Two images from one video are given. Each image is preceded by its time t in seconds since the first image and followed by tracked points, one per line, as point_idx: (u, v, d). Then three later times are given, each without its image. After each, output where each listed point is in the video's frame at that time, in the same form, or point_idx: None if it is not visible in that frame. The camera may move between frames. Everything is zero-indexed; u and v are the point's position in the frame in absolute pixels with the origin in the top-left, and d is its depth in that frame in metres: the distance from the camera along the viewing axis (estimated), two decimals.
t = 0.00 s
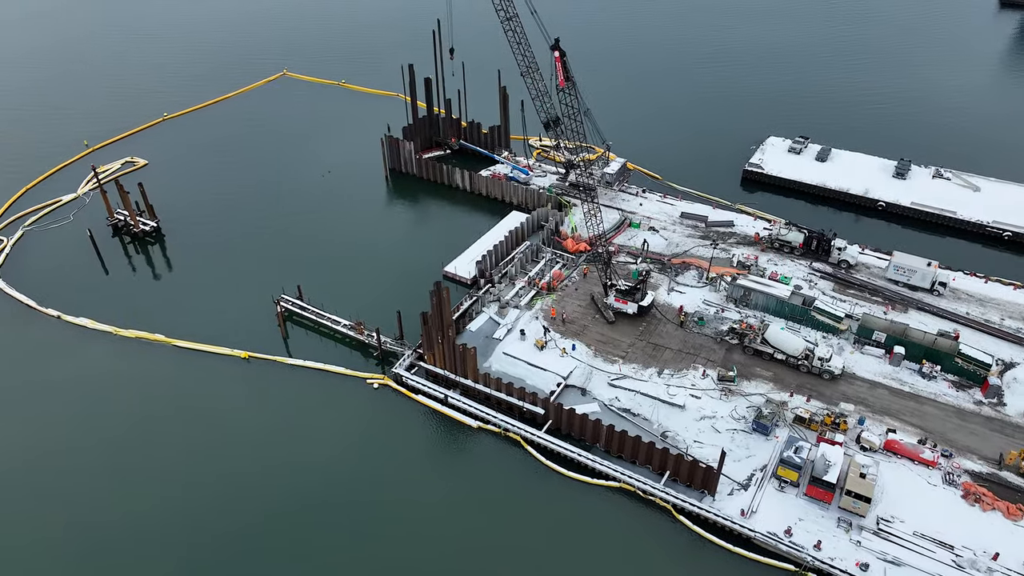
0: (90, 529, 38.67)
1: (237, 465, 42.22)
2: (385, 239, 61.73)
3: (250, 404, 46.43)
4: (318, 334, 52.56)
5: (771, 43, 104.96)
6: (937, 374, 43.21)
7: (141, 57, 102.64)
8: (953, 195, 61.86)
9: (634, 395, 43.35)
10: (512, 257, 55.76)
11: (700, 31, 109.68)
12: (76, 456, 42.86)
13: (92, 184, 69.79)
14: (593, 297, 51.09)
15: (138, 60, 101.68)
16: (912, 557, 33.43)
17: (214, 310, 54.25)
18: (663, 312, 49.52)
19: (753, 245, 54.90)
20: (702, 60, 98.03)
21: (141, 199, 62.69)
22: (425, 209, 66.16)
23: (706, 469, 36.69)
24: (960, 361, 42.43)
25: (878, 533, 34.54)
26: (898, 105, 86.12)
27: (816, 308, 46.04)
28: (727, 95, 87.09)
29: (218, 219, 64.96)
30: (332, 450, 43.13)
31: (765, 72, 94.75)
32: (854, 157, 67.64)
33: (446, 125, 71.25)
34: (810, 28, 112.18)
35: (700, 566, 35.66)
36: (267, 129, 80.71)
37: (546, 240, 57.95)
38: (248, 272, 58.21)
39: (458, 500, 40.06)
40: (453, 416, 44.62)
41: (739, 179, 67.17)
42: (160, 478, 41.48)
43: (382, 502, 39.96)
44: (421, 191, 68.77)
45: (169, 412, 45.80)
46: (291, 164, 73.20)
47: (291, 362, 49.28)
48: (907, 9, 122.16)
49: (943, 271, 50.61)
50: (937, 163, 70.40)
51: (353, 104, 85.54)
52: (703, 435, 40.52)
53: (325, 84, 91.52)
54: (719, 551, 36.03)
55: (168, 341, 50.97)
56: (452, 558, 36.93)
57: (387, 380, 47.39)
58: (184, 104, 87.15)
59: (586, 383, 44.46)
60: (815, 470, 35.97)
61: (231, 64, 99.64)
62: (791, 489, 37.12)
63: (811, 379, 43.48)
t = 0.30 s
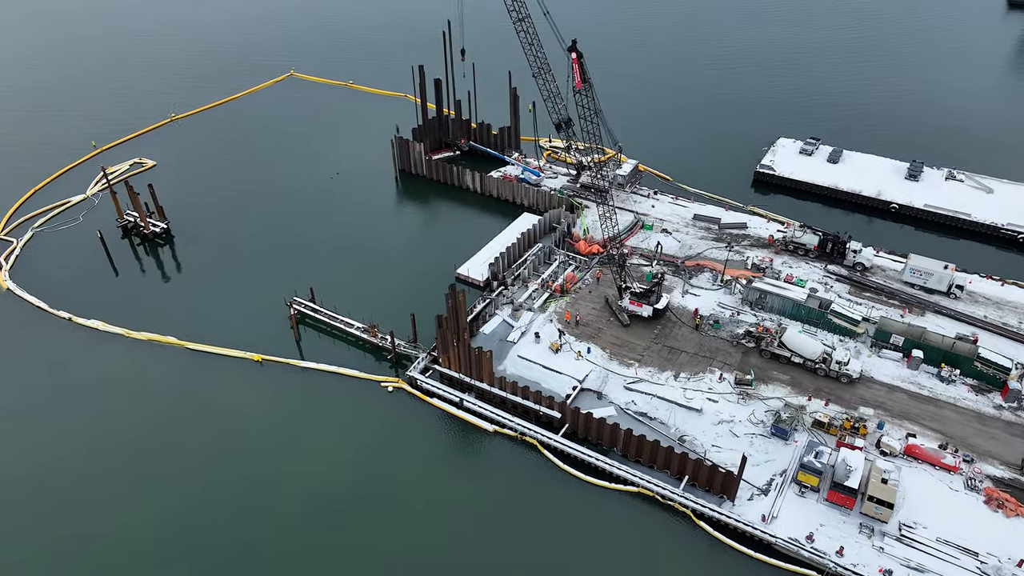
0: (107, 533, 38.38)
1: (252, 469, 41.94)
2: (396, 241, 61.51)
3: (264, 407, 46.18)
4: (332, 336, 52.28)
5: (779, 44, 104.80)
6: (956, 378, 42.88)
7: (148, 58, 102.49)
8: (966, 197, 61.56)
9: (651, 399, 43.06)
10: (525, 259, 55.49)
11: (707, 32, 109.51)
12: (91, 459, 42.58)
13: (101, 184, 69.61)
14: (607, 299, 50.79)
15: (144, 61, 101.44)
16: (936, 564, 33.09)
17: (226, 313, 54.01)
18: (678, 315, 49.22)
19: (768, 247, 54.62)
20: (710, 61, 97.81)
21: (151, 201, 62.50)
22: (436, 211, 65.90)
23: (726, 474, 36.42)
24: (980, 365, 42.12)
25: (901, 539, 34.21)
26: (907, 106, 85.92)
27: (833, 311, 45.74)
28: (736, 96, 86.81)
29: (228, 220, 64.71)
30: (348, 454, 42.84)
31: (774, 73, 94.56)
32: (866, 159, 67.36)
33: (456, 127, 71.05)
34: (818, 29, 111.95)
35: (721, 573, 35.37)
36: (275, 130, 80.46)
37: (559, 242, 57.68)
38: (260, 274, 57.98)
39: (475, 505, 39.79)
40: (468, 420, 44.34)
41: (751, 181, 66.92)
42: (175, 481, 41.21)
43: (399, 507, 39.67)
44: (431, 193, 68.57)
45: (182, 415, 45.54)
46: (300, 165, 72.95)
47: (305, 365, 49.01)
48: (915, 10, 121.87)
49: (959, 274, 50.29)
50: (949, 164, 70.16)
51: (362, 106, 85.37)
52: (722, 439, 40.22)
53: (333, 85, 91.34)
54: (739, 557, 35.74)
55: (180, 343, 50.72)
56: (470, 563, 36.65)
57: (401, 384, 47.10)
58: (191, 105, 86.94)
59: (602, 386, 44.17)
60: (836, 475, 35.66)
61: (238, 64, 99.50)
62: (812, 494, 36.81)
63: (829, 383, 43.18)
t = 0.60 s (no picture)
0: (126, 537, 38.17)
1: (270, 472, 41.73)
2: (408, 243, 61.37)
3: (278, 410, 46.00)
4: (345, 339, 52.08)
5: (788, 43, 104.39)
6: (975, 382, 42.56)
7: (155, 58, 102.35)
8: (980, 198, 61.27)
9: (668, 402, 42.79)
10: (538, 261, 55.23)
11: (715, 31, 109.07)
12: (106, 462, 42.38)
13: (111, 185, 69.52)
14: (622, 302, 50.51)
15: (151, 61, 101.31)
16: (961, 570, 32.79)
17: (239, 315, 53.87)
18: (694, 317, 48.95)
19: (782, 249, 54.39)
20: (719, 60, 97.43)
21: (161, 202, 62.37)
22: (446, 213, 65.74)
23: (746, 479, 36.15)
24: (1000, 368, 41.81)
25: (925, 545, 33.90)
26: (916, 105, 85.58)
27: (850, 314, 45.49)
28: (746, 95, 86.36)
29: (239, 222, 64.57)
30: (363, 457, 42.63)
31: (783, 72, 94.15)
32: (878, 160, 67.09)
33: (466, 128, 70.88)
34: (826, 29, 111.60)
35: None
36: (283, 132, 80.31)
37: (572, 244, 57.42)
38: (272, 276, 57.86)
39: (494, 509, 39.57)
40: (484, 423, 44.08)
41: (762, 182, 66.70)
42: (193, 484, 41.02)
43: (418, 511, 39.48)
44: (441, 194, 68.40)
45: (197, 418, 45.36)
46: (309, 166, 72.79)
47: (319, 368, 48.80)
48: (923, 9, 121.31)
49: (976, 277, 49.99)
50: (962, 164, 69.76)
51: (370, 107, 85.26)
52: (740, 443, 39.96)
53: (341, 87, 91.19)
54: (760, 562, 35.50)
55: (192, 346, 50.51)
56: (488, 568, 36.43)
57: (416, 387, 46.84)
58: (199, 106, 86.79)
59: (619, 390, 43.87)
60: (858, 480, 35.38)
61: (246, 65, 99.39)
62: (833, 499, 36.50)
63: (847, 386, 42.92)
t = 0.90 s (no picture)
0: (143, 540, 38.00)
1: (286, 474, 41.55)
2: (419, 245, 61.23)
3: (293, 413, 45.80)
4: (359, 341, 51.92)
5: (798, 40, 103.75)
6: (995, 385, 42.25)
7: (161, 59, 102.28)
8: (994, 199, 60.93)
9: (686, 405, 42.52)
10: (551, 263, 55.01)
11: (724, 28, 108.44)
12: (121, 465, 42.21)
13: (120, 186, 69.40)
14: (637, 304, 50.25)
15: (159, 62, 101.27)
16: None
17: (251, 317, 53.68)
18: (709, 320, 48.70)
19: (797, 251, 54.16)
20: (729, 57, 96.78)
21: (172, 203, 62.25)
22: (457, 215, 65.56)
23: (767, 483, 35.92)
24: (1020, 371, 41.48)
25: (949, 551, 33.63)
26: (929, 101, 84.84)
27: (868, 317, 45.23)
28: (757, 92, 85.64)
29: (249, 223, 64.44)
30: (379, 461, 42.41)
31: (794, 68, 93.36)
32: (891, 161, 66.81)
33: (476, 129, 70.69)
34: (835, 27, 110.98)
35: None
36: (292, 132, 80.16)
37: (584, 245, 57.19)
38: (284, 277, 57.69)
39: (512, 513, 39.38)
40: (500, 426, 43.84)
41: (774, 184, 66.48)
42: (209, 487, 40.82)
43: (436, 514, 39.30)
44: (452, 196, 68.24)
45: (211, 420, 45.17)
46: (319, 167, 72.64)
47: (333, 370, 48.59)
48: (934, 8, 120.55)
49: (993, 279, 49.69)
50: (976, 162, 69.19)
51: (379, 108, 85.12)
52: (759, 447, 39.69)
53: (349, 87, 91.06)
54: (781, 568, 35.26)
55: (205, 348, 50.28)
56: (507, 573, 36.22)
57: (431, 390, 46.62)
58: (208, 106, 86.78)
59: (636, 393, 43.61)
60: (880, 484, 35.12)
61: (253, 65, 99.27)
62: (855, 504, 36.23)
63: (865, 390, 42.67)
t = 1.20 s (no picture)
0: (159, 546, 37.67)
1: (300, 478, 41.29)
2: (430, 247, 61.00)
3: (307, 416, 45.54)
4: (371, 344, 51.66)
5: (806, 41, 103.42)
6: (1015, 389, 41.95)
7: (169, 60, 102.17)
8: (1008, 202, 60.60)
9: (703, 409, 42.24)
10: (564, 265, 54.77)
11: (732, 29, 108.14)
12: (135, 467, 41.98)
13: (129, 188, 69.15)
14: (652, 306, 49.99)
15: (166, 62, 101.07)
16: None
17: (263, 319, 53.41)
18: (724, 322, 48.43)
19: (811, 253, 53.90)
20: (738, 57, 96.47)
21: (183, 204, 62.02)
22: (467, 216, 65.31)
23: (788, 489, 35.63)
24: None
25: (973, 557, 33.33)
26: (941, 102, 84.37)
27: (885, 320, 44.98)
28: (767, 93, 85.38)
29: (259, 224, 64.20)
30: (395, 465, 42.14)
31: (804, 69, 93.06)
32: (903, 163, 66.53)
33: (487, 130, 70.50)
34: (844, 27, 110.63)
35: None
36: (301, 133, 79.91)
37: (597, 247, 56.94)
38: (295, 279, 57.37)
39: (530, 517, 39.05)
40: (517, 430, 43.57)
41: (786, 185, 66.23)
42: (224, 491, 40.53)
43: (453, 519, 39.01)
44: (462, 197, 68.03)
45: (225, 423, 44.92)
46: (329, 168, 72.40)
47: (347, 373, 48.35)
48: (943, 9, 120.12)
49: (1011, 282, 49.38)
50: (989, 163, 68.84)
51: (387, 108, 84.89)
52: (779, 451, 39.39)
53: (357, 88, 90.86)
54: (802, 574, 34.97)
55: (218, 351, 50.03)
56: None
57: (446, 393, 46.34)
58: (216, 107, 86.56)
59: (652, 396, 43.32)
60: (902, 490, 34.85)
61: (260, 66, 99.05)
62: (876, 509, 35.94)
63: (884, 394, 42.39)
